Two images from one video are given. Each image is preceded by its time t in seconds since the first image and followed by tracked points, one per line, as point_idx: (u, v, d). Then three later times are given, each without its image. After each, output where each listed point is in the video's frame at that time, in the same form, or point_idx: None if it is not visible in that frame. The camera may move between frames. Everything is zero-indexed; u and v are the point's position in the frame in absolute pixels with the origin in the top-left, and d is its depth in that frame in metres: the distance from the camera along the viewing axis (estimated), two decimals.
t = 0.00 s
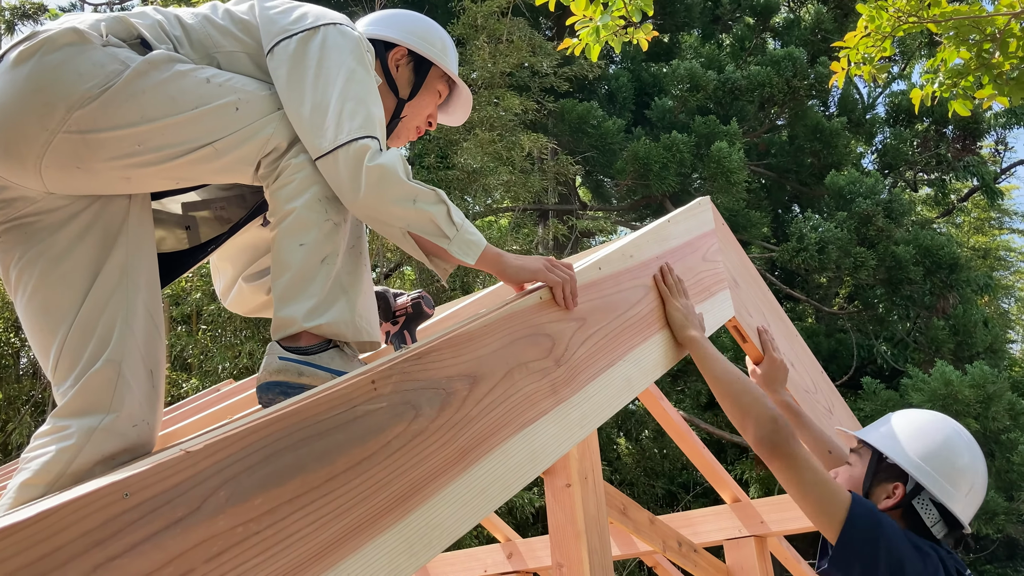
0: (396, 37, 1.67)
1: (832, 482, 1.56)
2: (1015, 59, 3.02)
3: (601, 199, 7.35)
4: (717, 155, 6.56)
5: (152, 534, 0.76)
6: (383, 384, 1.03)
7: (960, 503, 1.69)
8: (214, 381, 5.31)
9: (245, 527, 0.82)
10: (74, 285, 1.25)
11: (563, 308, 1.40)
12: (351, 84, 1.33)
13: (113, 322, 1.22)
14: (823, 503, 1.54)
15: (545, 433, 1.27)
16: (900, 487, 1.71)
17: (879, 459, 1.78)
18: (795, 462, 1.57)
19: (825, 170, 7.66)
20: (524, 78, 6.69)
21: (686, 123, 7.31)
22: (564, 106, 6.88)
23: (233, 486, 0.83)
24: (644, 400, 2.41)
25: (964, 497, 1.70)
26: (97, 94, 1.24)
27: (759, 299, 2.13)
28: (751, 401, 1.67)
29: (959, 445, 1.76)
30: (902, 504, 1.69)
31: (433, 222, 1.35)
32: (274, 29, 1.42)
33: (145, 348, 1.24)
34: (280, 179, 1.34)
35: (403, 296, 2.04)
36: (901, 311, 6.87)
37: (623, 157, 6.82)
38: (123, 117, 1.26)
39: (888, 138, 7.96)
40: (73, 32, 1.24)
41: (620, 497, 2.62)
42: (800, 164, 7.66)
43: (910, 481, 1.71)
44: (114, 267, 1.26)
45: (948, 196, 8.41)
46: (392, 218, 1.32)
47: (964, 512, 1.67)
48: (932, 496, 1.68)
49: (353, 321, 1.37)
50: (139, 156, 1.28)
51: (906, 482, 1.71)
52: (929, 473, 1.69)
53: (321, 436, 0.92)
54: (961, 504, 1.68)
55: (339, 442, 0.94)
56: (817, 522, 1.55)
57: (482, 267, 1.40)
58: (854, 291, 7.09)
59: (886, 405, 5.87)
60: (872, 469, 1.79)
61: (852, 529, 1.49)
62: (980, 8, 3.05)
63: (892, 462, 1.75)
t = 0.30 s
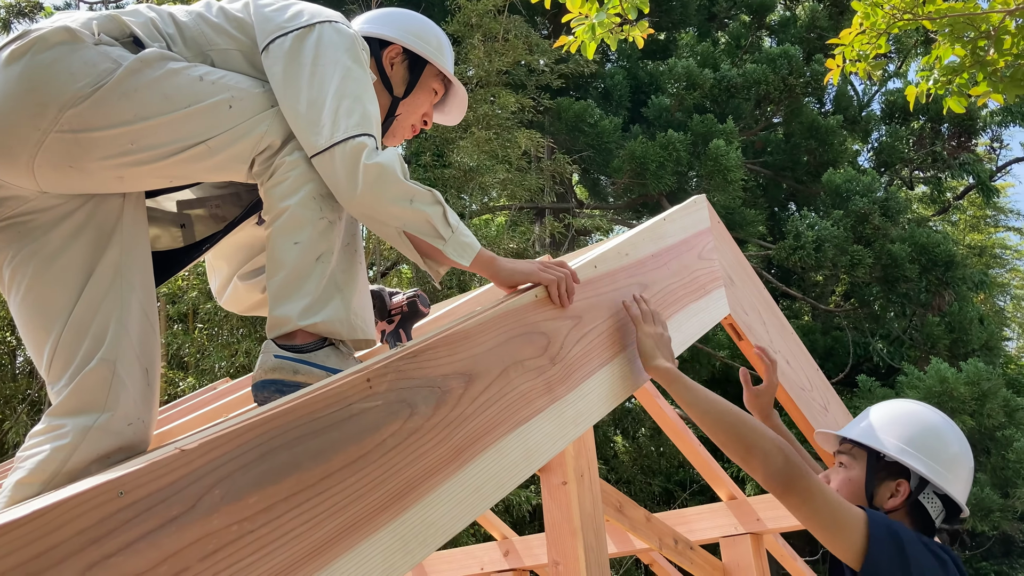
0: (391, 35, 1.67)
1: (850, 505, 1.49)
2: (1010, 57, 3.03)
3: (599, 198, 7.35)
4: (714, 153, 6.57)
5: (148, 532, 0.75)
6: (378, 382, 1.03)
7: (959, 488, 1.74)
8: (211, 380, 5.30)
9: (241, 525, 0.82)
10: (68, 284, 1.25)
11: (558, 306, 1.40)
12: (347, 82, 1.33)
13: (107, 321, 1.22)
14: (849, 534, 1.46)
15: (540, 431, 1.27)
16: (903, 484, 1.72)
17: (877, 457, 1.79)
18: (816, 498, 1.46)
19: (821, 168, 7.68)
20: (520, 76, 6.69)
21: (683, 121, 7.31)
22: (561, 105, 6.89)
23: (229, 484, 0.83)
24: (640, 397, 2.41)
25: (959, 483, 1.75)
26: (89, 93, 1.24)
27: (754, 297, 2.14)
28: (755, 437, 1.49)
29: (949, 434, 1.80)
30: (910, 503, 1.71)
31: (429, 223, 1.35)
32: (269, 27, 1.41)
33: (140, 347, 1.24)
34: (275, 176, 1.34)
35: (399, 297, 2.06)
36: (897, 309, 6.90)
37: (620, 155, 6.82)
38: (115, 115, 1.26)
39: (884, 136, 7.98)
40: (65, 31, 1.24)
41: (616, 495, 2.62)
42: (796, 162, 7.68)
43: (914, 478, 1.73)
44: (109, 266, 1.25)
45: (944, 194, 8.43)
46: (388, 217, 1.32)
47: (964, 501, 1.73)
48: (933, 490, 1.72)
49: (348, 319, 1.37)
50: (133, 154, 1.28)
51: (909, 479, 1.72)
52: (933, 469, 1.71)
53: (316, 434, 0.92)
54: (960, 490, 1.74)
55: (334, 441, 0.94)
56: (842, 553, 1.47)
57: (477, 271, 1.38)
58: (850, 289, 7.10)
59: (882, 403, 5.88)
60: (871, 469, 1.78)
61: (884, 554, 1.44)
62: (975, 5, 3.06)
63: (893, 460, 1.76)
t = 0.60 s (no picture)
0: (390, 40, 1.67)
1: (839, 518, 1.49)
2: (1005, 61, 3.05)
3: (596, 199, 7.36)
4: (711, 155, 6.58)
5: (142, 536, 0.75)
6: (374, 385, 1.03)
7: (946, 487, 1.76)
8: (208, 381, 5.30)
9: (235, 529, 0.82)
10: (63, 286, 1.25)
11: (555, 307, 1.41)
12: (344, 86, 1.34)
13: (104, 322, 1.22)
14: (838, 549, 1.47)
15: (536, 434, 1.27)
16: (892, 487, 1.72)
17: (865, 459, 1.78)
18: (802, 515, 1.47)
19: (818, 169, 7.69)
20: (517, 77, 6.69)
21: (679, 122, 7.31)
22: (558, 106, 6.89)
23: (224, 487, 0.83)
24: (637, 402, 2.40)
25: (946, 481, 1.76)
26: (85, 96, 1.24)
27: (750, 299, 2.14)
28: (740, 456, 1.55)
29: (934, 433, 1.81)
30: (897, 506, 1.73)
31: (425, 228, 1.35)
32: (266, 30, 1.41)
33: (135, 350, 1.24)
34: (271, 179, 1.34)
35: (393, 301, 2.05)
36: (893, 310, 6.90)
37: (617, 156, 6.82)
38: (111, 118, 1.26)
39: (881, 137, 8.00)
40: (61, 34, 1.24)
41: (612, 496, 2.63)
42: (793, 163, 7.70)
43: (902, 480, 1.74)
44: (104, 268, 1.25)
45: (940, 196, 8.44)
46: (383, 222, 1.32)
47: (951, 500, 1.75)
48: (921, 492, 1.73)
49: (344, 321, 1.37)
50: (129, 157, 1.28)
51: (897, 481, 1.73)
52: (922, 472, 1.72)
53: (311, 438, 0.92)
54: (947, 488, 1.75)
55: (330, 444, 0.94)
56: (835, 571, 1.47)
57: (472, 276, 1.39)
58: (847, 291, 7.11)
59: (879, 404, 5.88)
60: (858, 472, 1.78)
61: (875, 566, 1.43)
62: (969, 9, 3.07)
63: (881, 463, 1.75)
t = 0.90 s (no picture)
0: (392, 49, 1.67)
1: (852, 522, 1.48)
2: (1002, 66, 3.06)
3: (594, 201, 7.37)
4: (709, 158, 6.60)
5: (140, 538, 0.75)
6: (370, 388, 1.03)
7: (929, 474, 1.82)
8: (205, 383, 5.30)
9: (232, 531, 0.82)
10: (61, 287, 1.25)
11: (553, 307, 1.41)
12: (342, 90, 1.34)
13: (101, 323, 1.22)
14: (852, 551, 1.45)
15: (533, 437, 1.27)
16: (894, 489, 1.74)
17: (868, 467, 1.76)
18: (816, 515, 1.45)
19: (816, 172, 7.72)
20: (516, 80, 6.70)
21: (677, 125, 7.33)
22: (556, 108, 6.91)
23: (220, 489, 0.83)
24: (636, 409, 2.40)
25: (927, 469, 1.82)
26: (84, 99, 1.24)
27: (748, 303, 2.15)
28: (749, 456, 1.54)
29: (908, 424, 1.84)
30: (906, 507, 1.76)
31: (421, 231, 1.36)
32: (266, 34, 1.42)
33: (132, 351, 1.24)
34: (268, 181, 1.34)
35: (390, 305, 2.05)
36: (891, 314, 6.91)
37: (615, 158, 6.84)
38: (110, 120, 1.26)
39: (878, 141, 8.02)
40: (60, 36, 1.24)
41: (608, 500, 2.63)
42: (791, 167, 7.72)
43: (900, 479, 1.76)
44: (102, 268, 1.25)
45: (938, 199, 8.47)
46: (379, 224, 1.32)
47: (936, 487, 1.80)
48: (916, 486, 1.79)
49: (342, 323, 1.38)
50: (127, 160, 1.28)
51: (897, 482, 1.75)
52: (920, 469, 1.76)
53: (309, 441, 0.92)
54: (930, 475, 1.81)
55: (327, 446, 0.94)
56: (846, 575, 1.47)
57: (466, 280, 1.41)
58: (845, 294, 7.11)
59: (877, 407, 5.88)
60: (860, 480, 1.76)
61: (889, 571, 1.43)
62: (966, 15, 3.09)
63: (880, 468, 1.75)
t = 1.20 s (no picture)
0: (392, 47, 1.68)
1: (848, 521, 1.49)
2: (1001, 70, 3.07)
3: (594, 203, 7.37)
4: (709, 160, 6.61)
5: (140, 538, 0.75)
6: (372, 389, 1.03)
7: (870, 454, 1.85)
8: (205, 383, 5.29)
9: (232, 532, 0.82)
10: (59, 284, 1.25)
11: (552, 299, 1.42)
12: (340, 88, 1.35)
13: (98, 319, 1.22)
14: (849, 551, 1.45)
15: (532, 438, 1.28)
16: (851, 480, 1.75)
17: (821, 467, 1.76)
18: (813, 512, 1.46)
19: (816, 175, 7.73)
20: (517, 81, 6.72)
21: (678, 128, 7.35)
22: (557, 110, 6.91)
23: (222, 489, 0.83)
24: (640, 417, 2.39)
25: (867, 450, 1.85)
26: (82, 95, 1.24)
27: (748, 305, 2.15)
28: (746, 453, 1.54)
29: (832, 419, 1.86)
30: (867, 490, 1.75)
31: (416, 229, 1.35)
32: (264, 32, 1.42)
33: (129, 348, 1.24)
34: (267, 182, 1.35)
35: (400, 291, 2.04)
36: (890, 317, 6.92)
37: (616, 160, 6.85)
38: (108, 117, 1.27)
39: (879, 145, 8.03)
40: (58, 32, 1.24)
41: (609, 501, 2.64)
42: (791, 170, 7.73)
43: (853, 468, 1.77)
44: (100, 265, 1.26)
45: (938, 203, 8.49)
46: (373, 222, 1.32)
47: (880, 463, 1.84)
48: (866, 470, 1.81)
49: (343, 323, 1.38)
50: (125, 157, 1.28)
51: (852, 472, 1.76)
52: (863, 454, 1.78)
53: (310, 441, 0.93)
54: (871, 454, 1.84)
55: (327, 447, 0.94)
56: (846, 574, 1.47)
57: (461, 277, 1.39)
58: (844, 296, 7.11)
59: (877, 410, 5.88)
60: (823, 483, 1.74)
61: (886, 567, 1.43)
62: (966, 19, 3.10)
63: (832, 464, 1.75)
